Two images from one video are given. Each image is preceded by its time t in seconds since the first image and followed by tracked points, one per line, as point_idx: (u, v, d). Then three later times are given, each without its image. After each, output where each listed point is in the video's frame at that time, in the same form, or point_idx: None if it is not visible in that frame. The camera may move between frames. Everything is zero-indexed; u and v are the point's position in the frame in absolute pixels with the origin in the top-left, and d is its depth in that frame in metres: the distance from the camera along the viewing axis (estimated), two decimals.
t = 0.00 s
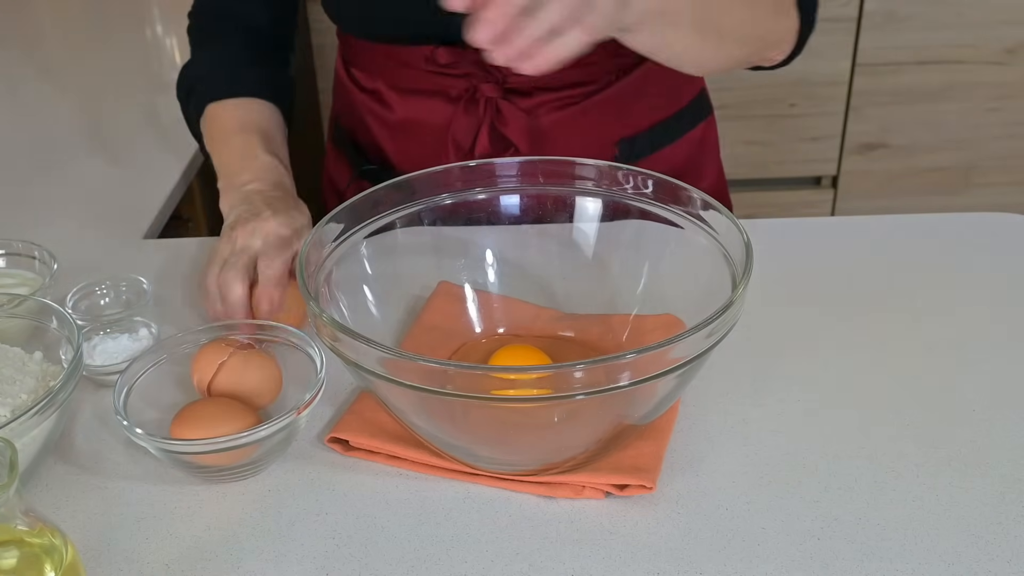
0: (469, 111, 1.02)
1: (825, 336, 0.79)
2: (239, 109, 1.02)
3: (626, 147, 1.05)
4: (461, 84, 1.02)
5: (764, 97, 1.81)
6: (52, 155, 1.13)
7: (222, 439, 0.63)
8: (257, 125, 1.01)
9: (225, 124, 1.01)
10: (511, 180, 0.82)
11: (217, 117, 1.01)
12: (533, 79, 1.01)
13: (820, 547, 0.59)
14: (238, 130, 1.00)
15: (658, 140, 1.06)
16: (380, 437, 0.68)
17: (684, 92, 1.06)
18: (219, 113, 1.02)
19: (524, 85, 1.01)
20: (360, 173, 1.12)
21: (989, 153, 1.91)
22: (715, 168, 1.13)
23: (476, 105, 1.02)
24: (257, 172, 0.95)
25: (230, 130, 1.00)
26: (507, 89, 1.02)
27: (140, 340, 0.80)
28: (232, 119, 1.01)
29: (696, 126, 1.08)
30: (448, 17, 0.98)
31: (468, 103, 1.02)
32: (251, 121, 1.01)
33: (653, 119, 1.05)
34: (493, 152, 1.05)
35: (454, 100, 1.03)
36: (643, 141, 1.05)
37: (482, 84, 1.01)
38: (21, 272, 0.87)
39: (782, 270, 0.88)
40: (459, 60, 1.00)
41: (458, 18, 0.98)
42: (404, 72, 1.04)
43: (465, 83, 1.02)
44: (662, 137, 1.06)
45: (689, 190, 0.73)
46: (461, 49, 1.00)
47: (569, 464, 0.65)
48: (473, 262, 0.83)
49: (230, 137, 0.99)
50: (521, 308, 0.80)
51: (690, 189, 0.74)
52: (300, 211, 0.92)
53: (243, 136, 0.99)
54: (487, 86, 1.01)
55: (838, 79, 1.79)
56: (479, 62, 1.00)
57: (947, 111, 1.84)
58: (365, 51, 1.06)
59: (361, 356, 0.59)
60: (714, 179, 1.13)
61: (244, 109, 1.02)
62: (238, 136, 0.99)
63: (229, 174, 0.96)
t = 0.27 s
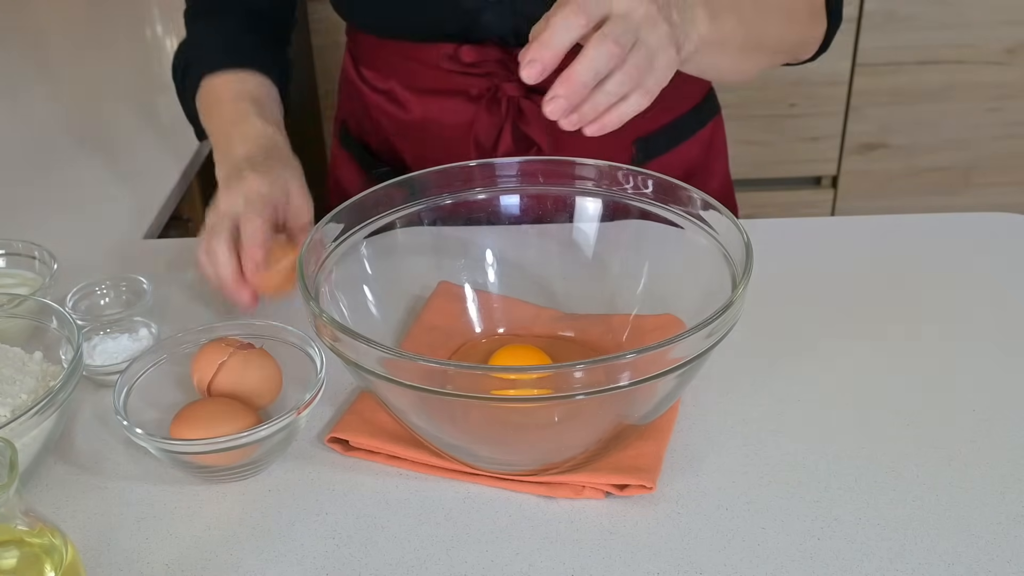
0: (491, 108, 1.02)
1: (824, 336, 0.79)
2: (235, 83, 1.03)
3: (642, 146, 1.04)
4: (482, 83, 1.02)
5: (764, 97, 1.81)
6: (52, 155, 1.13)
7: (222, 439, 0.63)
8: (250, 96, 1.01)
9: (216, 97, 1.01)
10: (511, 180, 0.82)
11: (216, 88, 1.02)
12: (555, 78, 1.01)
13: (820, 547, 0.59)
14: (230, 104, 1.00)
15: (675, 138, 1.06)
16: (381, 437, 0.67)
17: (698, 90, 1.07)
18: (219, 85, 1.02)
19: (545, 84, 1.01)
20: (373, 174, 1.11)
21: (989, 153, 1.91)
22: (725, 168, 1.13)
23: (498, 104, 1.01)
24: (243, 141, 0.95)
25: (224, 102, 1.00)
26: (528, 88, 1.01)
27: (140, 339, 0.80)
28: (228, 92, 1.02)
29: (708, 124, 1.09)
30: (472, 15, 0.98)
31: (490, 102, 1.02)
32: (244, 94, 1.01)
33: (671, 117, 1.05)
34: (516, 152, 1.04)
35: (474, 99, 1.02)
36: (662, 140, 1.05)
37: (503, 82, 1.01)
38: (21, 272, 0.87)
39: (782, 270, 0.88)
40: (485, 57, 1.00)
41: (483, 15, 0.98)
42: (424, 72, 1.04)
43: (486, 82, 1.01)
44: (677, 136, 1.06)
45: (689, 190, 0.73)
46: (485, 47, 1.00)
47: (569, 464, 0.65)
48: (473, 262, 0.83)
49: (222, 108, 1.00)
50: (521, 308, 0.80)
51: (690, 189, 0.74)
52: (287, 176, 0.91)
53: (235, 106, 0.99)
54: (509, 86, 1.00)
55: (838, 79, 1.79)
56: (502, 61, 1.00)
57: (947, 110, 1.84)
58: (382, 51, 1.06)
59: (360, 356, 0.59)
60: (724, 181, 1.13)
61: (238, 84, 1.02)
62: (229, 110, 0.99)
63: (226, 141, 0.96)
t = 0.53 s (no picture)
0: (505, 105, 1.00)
1: (825, 336, 0.79)
2: (214, 12, 0.86)
3: (652, 146, 1.05)
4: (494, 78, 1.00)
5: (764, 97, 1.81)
6: (52, 156, 1.13)
7: (223, 439, 0.63)
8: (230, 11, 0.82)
9: (205, 43, 0.86)
10: (511, 180, 0.82)
11: (200, 35, 0.87)
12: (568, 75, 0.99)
13: (820, 547, 0.59)
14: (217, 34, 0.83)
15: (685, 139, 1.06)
16: (380, 437, 0.67)
17: (709, 88, 1.06)
18: (201, 38, 0.86)
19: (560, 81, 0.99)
20: (377, 175, 1.09)
21: (989, 153, 1.91)
22: (732, 169, 1.13)
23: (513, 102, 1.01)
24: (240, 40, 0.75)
25: (213, 37, 0.84)
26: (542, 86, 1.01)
27: (140, 340, 0.80)
28: (211, 25, 0.84)
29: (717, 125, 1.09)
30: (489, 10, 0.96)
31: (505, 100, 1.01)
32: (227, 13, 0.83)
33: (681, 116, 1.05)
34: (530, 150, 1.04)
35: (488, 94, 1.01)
36: (670, 139, 1.05)
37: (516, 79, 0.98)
38: (22, 272, 0.87)
39: (782, 270, 0.88)
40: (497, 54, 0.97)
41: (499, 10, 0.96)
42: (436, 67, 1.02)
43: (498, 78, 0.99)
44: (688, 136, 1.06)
45: (689, 190, 0.73)
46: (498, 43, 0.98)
47: (569, 464, 0.65)
48: (473, 262, 0.82)
49: (215, 44, 0.83)
50: (521, 307, 0.80)
51: (690, 189, 0.74)
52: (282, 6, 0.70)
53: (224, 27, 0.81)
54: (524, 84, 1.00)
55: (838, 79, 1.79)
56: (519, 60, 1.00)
57: (947, 110, 1.84)
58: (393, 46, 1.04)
59: (360, 356, 0.59)
60: (730, 185, 1.13)
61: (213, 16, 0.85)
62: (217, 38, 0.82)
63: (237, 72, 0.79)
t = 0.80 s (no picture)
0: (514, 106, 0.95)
1: (825, 336, 0.79)
2: (261, 25, 0.75)
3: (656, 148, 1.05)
4: (503, 79, 0.95)
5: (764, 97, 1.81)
6: (53, 156, 1.13)
7: (223, 439, 0.63)
8: (284, 30, 0.73)
9: (246, 61, 0.75)
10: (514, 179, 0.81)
11: (241, 49, 0.76)
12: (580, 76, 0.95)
13: (820, 547, 0.59)
14: (265, 45, 0.73)
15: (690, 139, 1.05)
16: (380, 437, 0.67)
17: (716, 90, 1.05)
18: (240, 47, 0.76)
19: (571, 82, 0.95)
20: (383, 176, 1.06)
21: (989, 153, 1.91)
22: (737, 170, 1.12)
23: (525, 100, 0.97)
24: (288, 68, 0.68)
25: (258, 54, 0.73)
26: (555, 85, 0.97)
27: (140, 340, 0.80)
28: (254, 43, 0.74)
29: (723, 126, 1.08)
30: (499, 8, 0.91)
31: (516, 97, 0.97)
32: (280, 29, 0.73)
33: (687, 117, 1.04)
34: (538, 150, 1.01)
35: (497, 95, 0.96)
36: (676, 142, 1.04)
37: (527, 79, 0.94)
38: (22, 272, 0.87)
39: (782, 270, 0.88)
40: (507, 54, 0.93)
41: (509, 8, 0.91)
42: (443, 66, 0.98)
43: (507, 78, 0.95)
44: (691, 138, 1.05)
45: (689, 190, 0.74)
46: (508, 42, 0.94)
47: (569, 464, 0.65)
48: (473, 262, 0.82)
49: (259, 59, 0.73)
50: (521, 308, 0.80)
51: (690, 189, 0.74)
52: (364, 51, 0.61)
53: (277, 47, 0.71)
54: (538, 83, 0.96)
55: (838, 79, 1.79)
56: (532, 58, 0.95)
57: (947, 110, 1.84)
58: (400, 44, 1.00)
59: (360, 356, 0.59)
60: (733, 185, 1.12)
61: (259, 30, 0.75)
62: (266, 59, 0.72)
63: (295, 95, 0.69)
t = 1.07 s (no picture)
0: (518, 106, 0.97)
1: (824, 336, 0.79)
2: (276, 32, 0.75)
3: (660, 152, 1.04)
4: (507, 78, 0.97)
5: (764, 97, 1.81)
6: (52, 156, 1.13)
7: (223, 439, 0.63)
8: (299, 40, 0.73)
9: (259, 69, 0.76)
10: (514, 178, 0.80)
11: (253, 54, 0.76)
12: (583, 78, 0.96)
13: (820, 547, 0.59)
14: (280, 54, 0.73)
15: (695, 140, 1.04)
16: (380, 437, 0.67)
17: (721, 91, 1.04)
18: (253, 52, 0.76)
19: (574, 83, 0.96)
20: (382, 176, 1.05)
21: (989, 153, 1.91)
22: (742, 172, 1.11)
23: (526, 100, 0.97)
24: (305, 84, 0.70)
25: (271, 62, 0.74)
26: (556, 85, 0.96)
27: (140, 340, 0.80)
28: (267, 51, 0.75)
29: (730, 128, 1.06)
30: (504, 8, 0.89)
31: (518, 96, 0.97)
32: (296, 38, 0.74)
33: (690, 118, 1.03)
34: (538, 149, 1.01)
35: (502, 95, 0.98)
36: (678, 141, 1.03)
37: (531, 79, 0.96)
38: (22, 272, 0.87)
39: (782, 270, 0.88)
40: (511, 55, 0.94)
41: (514, 8, 0.89)
42: (447, 66, 0.98)
43: (512, 78, 0.97)
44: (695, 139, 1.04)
45: (689, 189, 0.74)
46: (513, 43, 0.94)
47: (569, 464, 0.65)
48: (474, 262, 0.82)
49: (272, 67, 0.74)
50: (521, 308, 0.80)
51: (690, 189, 0.74)
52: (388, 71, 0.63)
53: (292, 57, 0.72)
54: (540, 83, 0.96)
55: (838, 79, 1.79)
56: (534, 58, 0.95)
57: (947, 110, 1.84)
58: (404, 42, 1.00)
59: (360, 356, 0.59)
60: (738, 189, 1.11)
61: (273, 36, 0.75)
62: (281, 68, 0.73)
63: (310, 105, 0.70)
